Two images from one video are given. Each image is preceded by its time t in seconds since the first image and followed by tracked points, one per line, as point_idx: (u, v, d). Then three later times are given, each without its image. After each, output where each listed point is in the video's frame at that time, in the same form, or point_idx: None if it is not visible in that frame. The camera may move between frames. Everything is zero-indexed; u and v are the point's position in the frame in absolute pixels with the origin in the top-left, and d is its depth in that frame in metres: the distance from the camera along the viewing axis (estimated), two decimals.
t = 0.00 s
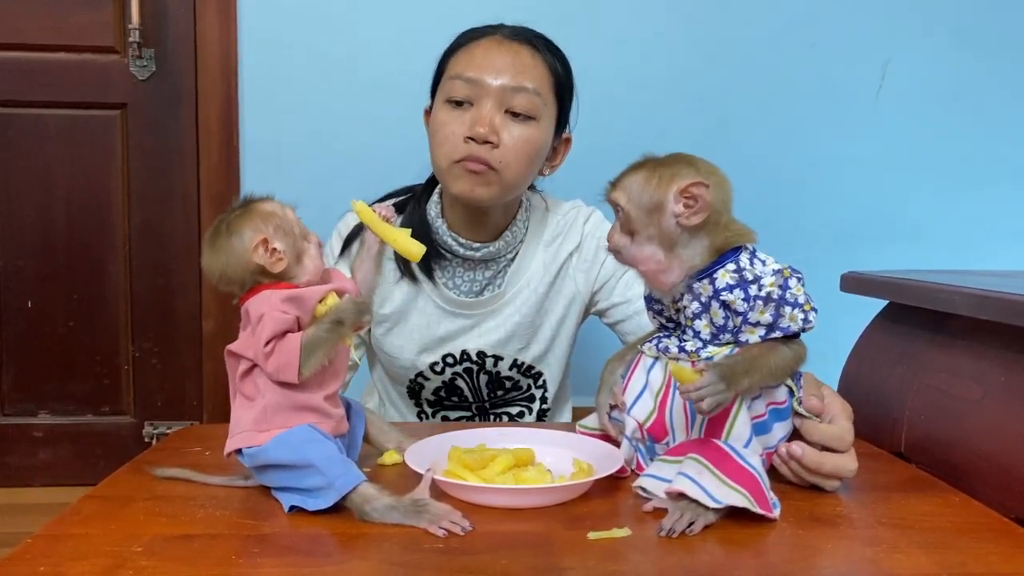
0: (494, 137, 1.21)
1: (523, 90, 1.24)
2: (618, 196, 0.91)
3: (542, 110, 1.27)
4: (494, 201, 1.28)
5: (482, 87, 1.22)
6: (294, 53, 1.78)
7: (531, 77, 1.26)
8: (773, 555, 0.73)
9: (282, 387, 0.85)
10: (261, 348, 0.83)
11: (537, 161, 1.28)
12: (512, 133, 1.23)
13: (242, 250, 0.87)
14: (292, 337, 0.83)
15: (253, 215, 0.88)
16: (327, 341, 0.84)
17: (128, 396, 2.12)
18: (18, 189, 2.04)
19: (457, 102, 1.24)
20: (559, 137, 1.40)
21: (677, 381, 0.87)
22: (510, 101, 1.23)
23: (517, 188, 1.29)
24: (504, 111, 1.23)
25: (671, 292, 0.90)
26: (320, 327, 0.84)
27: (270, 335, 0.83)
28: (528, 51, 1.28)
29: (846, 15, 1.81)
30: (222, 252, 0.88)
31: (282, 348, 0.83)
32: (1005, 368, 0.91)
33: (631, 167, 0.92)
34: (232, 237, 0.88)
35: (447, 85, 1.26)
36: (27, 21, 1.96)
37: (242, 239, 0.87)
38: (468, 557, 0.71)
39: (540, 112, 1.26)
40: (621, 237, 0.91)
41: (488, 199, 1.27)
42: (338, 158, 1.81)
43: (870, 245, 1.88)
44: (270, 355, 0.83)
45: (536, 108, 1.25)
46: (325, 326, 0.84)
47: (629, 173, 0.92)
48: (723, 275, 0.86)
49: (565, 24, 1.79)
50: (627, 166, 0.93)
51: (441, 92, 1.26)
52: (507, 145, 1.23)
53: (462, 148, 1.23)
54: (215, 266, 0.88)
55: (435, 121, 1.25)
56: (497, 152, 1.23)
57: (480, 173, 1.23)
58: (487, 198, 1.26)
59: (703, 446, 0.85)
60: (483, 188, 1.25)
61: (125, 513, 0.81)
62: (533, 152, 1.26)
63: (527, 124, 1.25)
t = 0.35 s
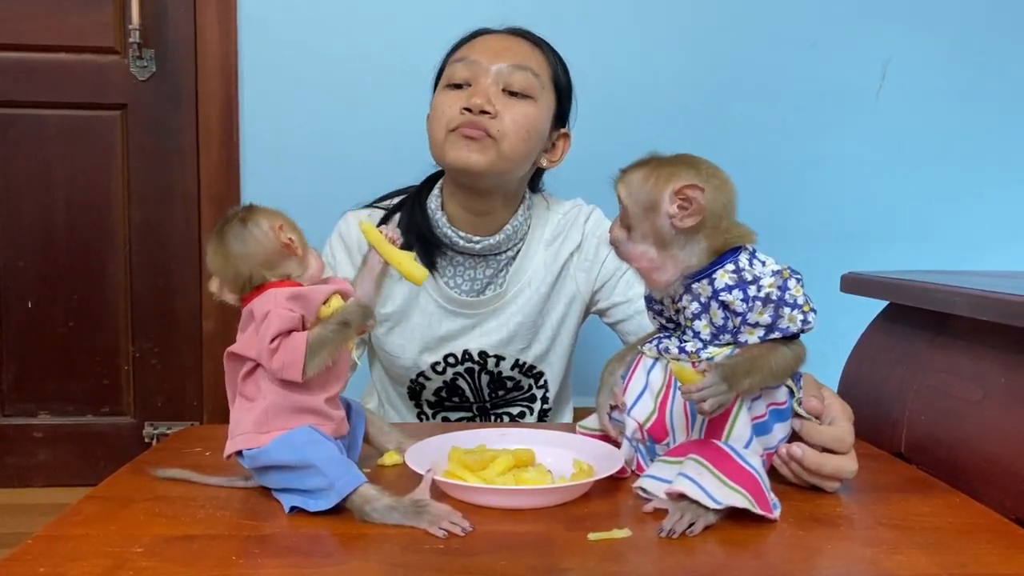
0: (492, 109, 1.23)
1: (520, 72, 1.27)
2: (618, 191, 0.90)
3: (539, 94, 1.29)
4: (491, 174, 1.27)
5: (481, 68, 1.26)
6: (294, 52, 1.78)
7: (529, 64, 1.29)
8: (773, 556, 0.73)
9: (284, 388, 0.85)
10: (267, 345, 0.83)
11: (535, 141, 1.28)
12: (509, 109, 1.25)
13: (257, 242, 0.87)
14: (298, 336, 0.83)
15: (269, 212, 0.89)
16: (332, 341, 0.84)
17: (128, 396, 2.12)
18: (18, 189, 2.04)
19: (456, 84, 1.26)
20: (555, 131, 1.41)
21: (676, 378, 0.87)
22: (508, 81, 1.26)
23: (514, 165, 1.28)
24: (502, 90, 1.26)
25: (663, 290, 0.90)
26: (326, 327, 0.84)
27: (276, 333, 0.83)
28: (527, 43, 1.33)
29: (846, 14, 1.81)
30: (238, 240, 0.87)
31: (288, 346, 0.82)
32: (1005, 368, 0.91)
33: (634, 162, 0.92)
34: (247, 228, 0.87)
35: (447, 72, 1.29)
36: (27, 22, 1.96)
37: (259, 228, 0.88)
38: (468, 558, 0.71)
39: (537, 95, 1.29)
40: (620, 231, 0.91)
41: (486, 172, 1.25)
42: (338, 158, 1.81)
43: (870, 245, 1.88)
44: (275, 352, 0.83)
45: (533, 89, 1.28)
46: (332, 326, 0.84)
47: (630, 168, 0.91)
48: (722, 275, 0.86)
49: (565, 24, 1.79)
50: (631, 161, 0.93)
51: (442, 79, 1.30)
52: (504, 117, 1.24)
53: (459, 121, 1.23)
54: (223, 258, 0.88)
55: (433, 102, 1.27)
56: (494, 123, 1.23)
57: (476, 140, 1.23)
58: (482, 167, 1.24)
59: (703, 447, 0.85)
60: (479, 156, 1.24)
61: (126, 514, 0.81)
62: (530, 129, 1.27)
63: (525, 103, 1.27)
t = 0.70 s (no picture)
0: (480, 123, 1.23)
1: (508, 81, 1.26)
2: (624, 188, 0.91)
3: (528, 101, 1.28)
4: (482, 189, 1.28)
5: (468, 78, 1.24)
6: (294, 52, 1.78)
7: (515, 69, 1.28)
8: (773, 556, 0.73)
9: (287, 388, 0.85)
10: (279, 334, 0.82)
11: (525, 152, 1.29)
12: (498, 122, 1.24)
13: (273, 234, 0.88)
14: (310, 330, 0.82)
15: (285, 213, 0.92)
16: (343, 340, 0.84)
17: (128, 397, 2.12)
18: (18, 189, 2.04)
19: (443, 95, 1.25)
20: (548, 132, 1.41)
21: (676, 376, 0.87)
22: (495, 92, 1.25)
23: (505, 177, 1.28)
24: (490, 101, 1.25)
25: (664, 287, 0.91)
26: (339, 324, 0.85)
27: (289, 324, 0.82)
28: (513, 46, 1.31)
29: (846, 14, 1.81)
30: (257, 230, 0.88)
31: (300, 338, 0.82)
32: (1006, 368, 0.91)
33: (638, 161, 0.92)
34: (264, 221, 0.89)
35: (434, 81, 1.28)
36: (27, 22, 1.96)
37: (276, 223, 0.89)
38: (468, 558, 0.71)
39: (526, 103, 1.28)
40: (622, 228, 0.91)
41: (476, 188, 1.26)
42: (338, 158, 1.82)
43: (870, 245, 1.88)
44: (285, 343, 0.82)
45: (520, 97, 1.27)
46: (345, 325, 0.85)
47: (635, 168, 0.92)
48: (722, 274, 0.86)
49: (565, 24, 1.79)
50: (637, 160, 0.93)
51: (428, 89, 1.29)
52: (492, 131, 1.24)
53: (447, 136, 1.23)
54: (236, 246, 0.88)
55: (421, 114, 1.27)
56: (483, 138, 1.23)
57: (466, 159, 1.24)
58: (473, 185, 1.25)
59: (703, 447, 0.85)
60: (469, 175, 1.24)
61: (126, 514, 0.81)
62: (520, 140, 1.26)
63: (513, 113, 1.26)
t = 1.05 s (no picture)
0: (480, 124, 1.23)
1: (508, 81, 1.26)
2: (626, 193, 0.90)
3: (528, 101, 1.28)
4: (482, 189, 1.28)
5: (468, 78, 1.24)
6: (294, 53, 1.78)
7: (514, 69, 1.28)
8: (773, 556, 0.73)
9: (286, 389, 0.85)
10: (277, 335, 0.82)
11: (525, 152, 1.29)
12: (498, 122, 1.24)
13: (273, 234, 0.88)
14: (308, 331, 0.82)
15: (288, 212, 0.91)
16: (341, 341, 0.84)
17: (129, 397, 2.12)
18: (19, 190, 2.04)
19: (443, 95, 1.25)
20: (548, 132, 1.41)
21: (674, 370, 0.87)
22: (495, 92, 1.25)
23: (505, 177, 1.28)
24: (490, 101, 1.25)
25: (673, 288, 0.91)
26: (337, 326, 0.84)
27: (288, 325, 0.82)
28: (512, 45, 1.30)
29: (847, 14, 1.81)
30: (255, 231, 0.88)
31: (298, 339, 0.82)
32: (1006, 368, 0.91)
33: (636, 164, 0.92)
34: (264, 221, 0.89)
35: (433, 81, 1.27)
36: (28, 22, 1.97)
37: (276, 223, 0.89)
38: (468, 558, 0.71)
39: (526, 103, 1.28)
40: (629, 232, 0.90)
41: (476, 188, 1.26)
42: (338, 158, 1.82)
43: (870, 245, 1.88)
44: (284, 343, 0.82)
45: (520, 96, 1.27)
46: (343, 327, 0.85)
47: (633, 170, 0.91)
48: (721, 270, 0.86)
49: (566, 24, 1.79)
50: (633, 163, 0.93)
51: (427, 89, 1.28)
52: (493, 131, 1.23)
53: (447, 137, 1.23)
54: (234, 245, 0.88)
55: (421, 114, 1.26)
56: (483, 139, 1.23)
57: (466, 160, 1.24)
58: (474, 186, 1.25)
59: (703, 448, 0.85)
60: (470, 176, 1.25)
61: (126, 514, 0.81)
62: (520, 140, 1.26)
63: (513, 113, 1.26)
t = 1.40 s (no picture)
0: (482, 120, 1.23)
1: (510, 79, 1.26)
2: (637, 191, 0.88)
3: (530, 99, 1.28)
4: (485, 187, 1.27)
5: (470, 76, 1.24)
6: (294, 53, 1.78)
7: (516, 66, 1.28)
8: (773, 556, 0.73)
9: (287, 388, 0.85)
10: (276, 332, 0.82)
11: (527, 149, 1.29)
12: (500, 119, 1.24)
13: (267, 234, 0.89)
14: (307, 328, 0.82)
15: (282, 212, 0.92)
16: (339, 337, 0.84)
17: (129, 396, 2.12)
18: (19, 190, 2.04)
19: (445, 93, 1.25)
20: (549, 130, 1.41)
21: (674, 367, 0.87)
22: (497, 89, 1.25)
23: (507, 175, 1.28)
24: (492, 98, 1.25)
25: (681, 288, 0.90)
26: (335, 322, 0.85)
27: (286, 322, 0.82)
28: (514, 43, 1.31)
29: (847, 14, 1.81)
30: (250, 230, 0.88)
31: (296, 336, 0.82)
32: (1006, 368, 0.91)
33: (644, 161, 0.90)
34: (257, 222, 0.89)
35: (435, 79, 1.28)
36: (28, 22, 1.97)
37: (270, 223, 0.90)
38: (468, 558, 0.71)
39: (528, 101, 1.28)
40: (637, 230, 0.89)
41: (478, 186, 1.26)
42: (338, 158, 1.82)
43: (870, 245, 1.88)
44: (282, 341, 0.82)
45: (522, 94, 1.27)
46: (340, 323, 0.85)
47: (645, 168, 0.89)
48: (723, 267, 0.86)
49: (566, 24, 1.79)
50: (639, 162, 0.91)
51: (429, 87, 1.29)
52: (495, 128, 1.23)
53: (449, 134, 1.23)
54: (229, 247, 0.88)
55: (423, 112, 1.26)
56: (485, 136, 1.23)
57: (468, 157, 1.24)
58: (476, 183, 1.25)
59: (704, 447, 0.84)
60: (472, 173, 1.24)
61: (126, 514, 0.81)
62: (522, 138, 1.26)
63: (515, 110, 1.26)
